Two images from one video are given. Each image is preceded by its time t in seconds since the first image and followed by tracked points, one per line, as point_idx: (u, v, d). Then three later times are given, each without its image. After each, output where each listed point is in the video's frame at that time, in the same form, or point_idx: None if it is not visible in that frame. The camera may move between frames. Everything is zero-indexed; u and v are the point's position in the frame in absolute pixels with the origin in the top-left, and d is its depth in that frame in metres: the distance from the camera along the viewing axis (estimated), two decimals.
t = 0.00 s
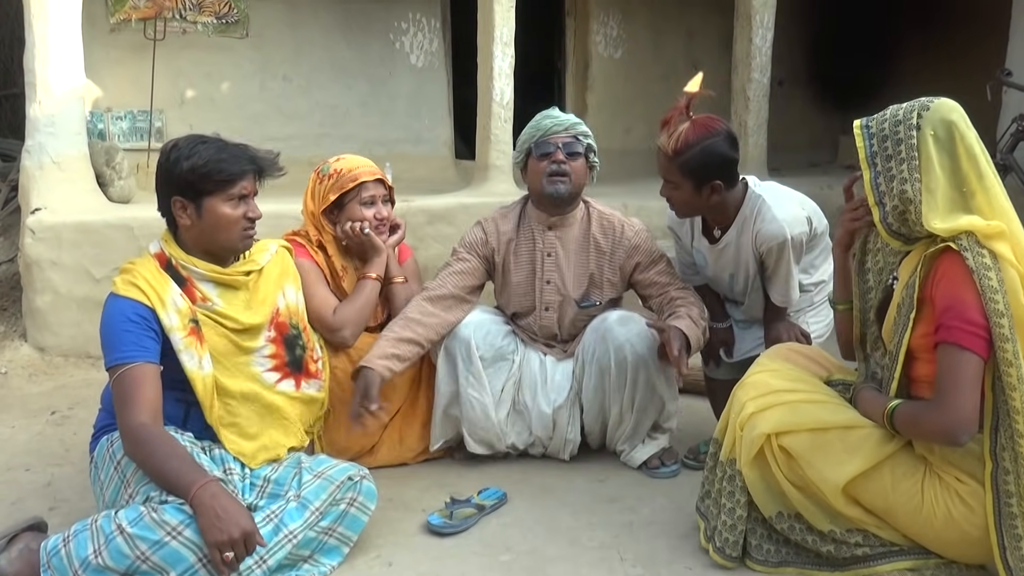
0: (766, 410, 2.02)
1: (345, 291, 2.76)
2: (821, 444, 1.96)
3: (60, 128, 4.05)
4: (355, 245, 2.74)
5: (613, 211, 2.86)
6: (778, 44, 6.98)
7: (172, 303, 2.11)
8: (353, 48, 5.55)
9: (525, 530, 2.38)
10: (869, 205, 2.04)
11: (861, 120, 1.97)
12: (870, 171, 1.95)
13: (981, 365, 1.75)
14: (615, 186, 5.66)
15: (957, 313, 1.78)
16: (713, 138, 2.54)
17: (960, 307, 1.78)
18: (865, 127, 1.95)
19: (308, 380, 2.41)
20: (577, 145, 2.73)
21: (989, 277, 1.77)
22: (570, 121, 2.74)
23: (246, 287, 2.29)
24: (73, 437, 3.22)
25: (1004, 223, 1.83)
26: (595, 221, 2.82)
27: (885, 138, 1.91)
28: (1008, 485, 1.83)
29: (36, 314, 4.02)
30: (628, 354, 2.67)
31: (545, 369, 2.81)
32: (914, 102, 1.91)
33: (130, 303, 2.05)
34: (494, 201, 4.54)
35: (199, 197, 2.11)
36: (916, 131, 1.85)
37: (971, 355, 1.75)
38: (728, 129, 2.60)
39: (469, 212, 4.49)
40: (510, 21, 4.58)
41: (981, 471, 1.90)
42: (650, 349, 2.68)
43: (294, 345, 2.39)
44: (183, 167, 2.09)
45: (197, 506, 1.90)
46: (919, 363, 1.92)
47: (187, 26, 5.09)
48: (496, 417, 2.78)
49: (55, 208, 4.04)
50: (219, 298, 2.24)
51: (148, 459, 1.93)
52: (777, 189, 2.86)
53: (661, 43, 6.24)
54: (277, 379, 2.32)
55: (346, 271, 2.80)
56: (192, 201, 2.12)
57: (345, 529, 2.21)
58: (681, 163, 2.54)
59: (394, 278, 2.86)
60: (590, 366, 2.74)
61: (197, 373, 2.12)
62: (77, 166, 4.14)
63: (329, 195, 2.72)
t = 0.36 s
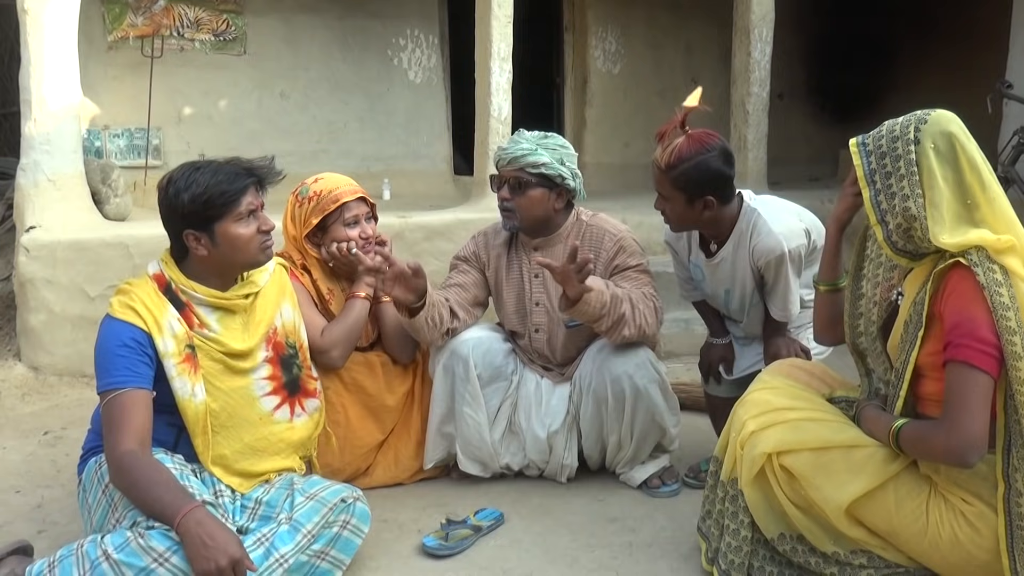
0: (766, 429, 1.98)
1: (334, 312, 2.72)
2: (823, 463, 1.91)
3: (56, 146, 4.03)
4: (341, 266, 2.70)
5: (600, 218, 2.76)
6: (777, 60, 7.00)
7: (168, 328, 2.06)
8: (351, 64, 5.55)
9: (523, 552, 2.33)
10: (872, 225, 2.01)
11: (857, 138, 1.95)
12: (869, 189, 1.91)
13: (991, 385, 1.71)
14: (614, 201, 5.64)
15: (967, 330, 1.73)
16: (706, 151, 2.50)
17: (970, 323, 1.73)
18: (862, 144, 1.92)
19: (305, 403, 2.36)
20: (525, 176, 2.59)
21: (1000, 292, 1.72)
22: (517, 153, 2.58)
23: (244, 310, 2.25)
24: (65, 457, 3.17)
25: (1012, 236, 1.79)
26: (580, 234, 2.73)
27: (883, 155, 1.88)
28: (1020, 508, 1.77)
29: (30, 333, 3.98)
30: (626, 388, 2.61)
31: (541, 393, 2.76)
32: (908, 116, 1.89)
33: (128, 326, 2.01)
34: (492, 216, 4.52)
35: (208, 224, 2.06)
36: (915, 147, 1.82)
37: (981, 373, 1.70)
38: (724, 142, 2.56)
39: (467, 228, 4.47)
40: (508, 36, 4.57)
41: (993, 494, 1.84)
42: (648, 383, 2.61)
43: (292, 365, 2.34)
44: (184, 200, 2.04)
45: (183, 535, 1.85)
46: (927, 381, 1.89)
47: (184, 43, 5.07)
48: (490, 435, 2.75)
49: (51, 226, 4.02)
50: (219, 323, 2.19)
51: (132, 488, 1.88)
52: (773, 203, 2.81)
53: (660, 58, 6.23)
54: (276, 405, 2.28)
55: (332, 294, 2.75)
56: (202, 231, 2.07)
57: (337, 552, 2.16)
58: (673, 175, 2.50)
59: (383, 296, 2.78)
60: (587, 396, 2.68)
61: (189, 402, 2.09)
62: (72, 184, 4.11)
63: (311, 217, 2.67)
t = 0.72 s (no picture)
0: (760, 431, 1.96)
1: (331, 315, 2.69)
2: (817, 465, 1.89)
3: (50, 150, 4.02)
4: (337, 266, 2.67)
5: (579, 225, 2.70)
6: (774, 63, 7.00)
7: (202, 343, 2.02)
8: (347, 68, 5.54)
9: (515, 555, 2.31)
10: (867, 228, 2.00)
11: (848, 132, 1.93)
12: (861, 193, 1.90)
13: (986, 387, 1.68)
14: (611, 204, 5.63)
15: (964, 330, 1.71)
16: (711, 151, 2.48)
17: (966, 323, 1.71)
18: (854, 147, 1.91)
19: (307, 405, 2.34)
20: (518, 188, 2.54)
21: (996, 291, 1.70)
22: (508, 163, 2.52)
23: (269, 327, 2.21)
24: (57, 461, 3.15)
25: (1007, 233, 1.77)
26: (558, 246, 2.68)
27: (874, 156, 1.87)
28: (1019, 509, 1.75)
29: (24, 337, 3.96)
30: (610, 402, 2.58)
31: (526, 403, 2.75)
32: (899, 114, 1.86)
33: (161, 337, 1.96)
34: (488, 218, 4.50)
35: (223, 236, 2.04)
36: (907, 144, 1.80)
37: (978, 374, 1.68)
38: (730, 142, 2.55)
39: (463, 230, 4.46)
40: (503, 39, 4.57)
41: (990, 497, 1.81)
42: (631, 395, 2.60)
43: (300, 370, 2.32)
44: (199, 214, 2.04)
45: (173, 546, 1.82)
46: (921, 381, 1.86)
47: (180, 47, 5.06)
48: (482, 445, 2.72)
49: (45, 230, 4.00)
50: (246, 342, 2.16)
51: (121, 499, 1.84)
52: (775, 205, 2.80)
53: (657, 61, 6.23)
54: (281, 412, 2.26)
55: (327, 294, 2.72)
56: (218, 245, 2.05)
57: (329, 560, 2.13)
58: (681, 174, 2.48)
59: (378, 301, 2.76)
60: (572, 408, 2.66)
61: (210, 421, 2.07)
62: (67, 188, 4.10)
63: (310, 217, 2.66)
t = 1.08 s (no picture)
0: (762, 427, 1.97)
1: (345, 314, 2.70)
2: (818, 462, 1.90)
3: (55, 150, 4.04)
4: (347, 267, 2.68)
5: (579, 226, 2.71)
6: (775, 63, 7.00)
7: (233, 342, 1.99)
8: (350, 68, 5.56)
9: (520, 550, 2.32)
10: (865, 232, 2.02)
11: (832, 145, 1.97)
12: (866, 204, 1.93)
13: (986, 380, 1.69)
14: (614, 204, 5.64)
15: (961, 326, 1.72)
16: (733, 153, 2.53)
17: (963, 319, 1.72)
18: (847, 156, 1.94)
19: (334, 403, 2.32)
20: (511, 195, 2.54)
21: (992, 286, 1.71)
22: (500, 172, 2.52)
23: (299, 324, 2.21)
24: (63, 459, 3.16)
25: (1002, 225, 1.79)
26: (558, 248, 2.69)
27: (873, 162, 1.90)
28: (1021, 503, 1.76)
29: (29, 335, 3.98)
30: (610, 406, 2.59)
31: (528, 401, 2.76)
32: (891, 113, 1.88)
33: (193, 334, 1.92)
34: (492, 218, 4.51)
35: (267, 220, 2.02)
36: (909, 139, 1.82)
37: (978, 369, 1.69)
38: (748, 148, 2.60)
39: (467, 230, 4.47)
40: (506, 39, 4.58)
41: (992, 492, 1.82)
42: (632, 399, 2.60)
43: (334, 371, 2.31)
44: (244, 195, 2.01)
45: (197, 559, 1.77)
46: (920, 378, 1.87)
47: (184, 48, 5.08)
48: (484, 442, 2.74)
49: (50, 229, 4.02)
50: (276, 337, 2.15)
51: (153, 498, 1.79)
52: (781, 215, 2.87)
53: (660, 61, 6.24)
54: (315, 414, 2.24)
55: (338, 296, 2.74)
56: (257, 228, 2.03)
57: (337, 566, 2.15)
58: (704, 173, 2.50)
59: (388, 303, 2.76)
60: (574, 410, 2.68)
61: (252, 417, 2.03)
62: (71, 187, 4.12)
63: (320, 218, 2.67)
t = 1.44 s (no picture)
0: (762, 428, 1.97)
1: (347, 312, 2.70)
2: (819, 462, 1.91)
3: (60, 147, 4.05)
4: (351, 267, 2.68)
5: (580, 222, 2.72)
6: (779, 65, 7.01)
7: (240, 341, 1.99)
8: (354, 67, 5.56)
9: (521, 549, 2.33)
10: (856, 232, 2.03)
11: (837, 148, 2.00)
12: (855, 199, 1.95)
13: (982, 377, 1.70)
14: (618, 204, 5.64)
15: (958, 323, 1.72)
16: (727, 159, 2.61)
17: (960, 316, 1.73)
18: (844, 155, 1.98)
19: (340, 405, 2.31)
20: (534, 193, 2.55)
21: (985, 283, 1.72)
22: (521, 169, 2.52)
23: (302, 325, 2.21)
24: (65, 455, 3.17)
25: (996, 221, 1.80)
26: (561, 244, 2.70)
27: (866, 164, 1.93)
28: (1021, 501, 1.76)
29: (33, 332, 3.99)
30: (615, 401, 2.60)
31: (533, 399, 2.76)
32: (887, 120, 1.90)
33: (199, 331, 1.92)
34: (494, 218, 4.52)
35: (287, 229, 2.03)
36: (900, 139, 1.84)
37: (973, 365, 1.70)
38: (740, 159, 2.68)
39: (469, 229, 4.48)
40: (510, 39, 4.59)
41: (992, 491, 1.82)
42: (637, 395, 2.61)
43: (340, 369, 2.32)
44: (263, 205, 2.01)
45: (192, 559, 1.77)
46: (918, 376, 1.87)
47: (189, 46, 5.09)
48: (489, 442, 2.74)
49: (54, 226, 4.03)
50: (280, 338, 2.15)
51: (150, 496, 1.79)
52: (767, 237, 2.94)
53: (663, 62, 6.24)
54: (326, 412, 2.24)
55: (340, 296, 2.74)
56: (278, 236, 2.04)
57: (339, 562, 2.16)
58: (700, 174, 2.56)
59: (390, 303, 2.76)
60: (578, 409, 2.69)
61: (257, 416, 2.03)
62: (76, 184, 4.13)
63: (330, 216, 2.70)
